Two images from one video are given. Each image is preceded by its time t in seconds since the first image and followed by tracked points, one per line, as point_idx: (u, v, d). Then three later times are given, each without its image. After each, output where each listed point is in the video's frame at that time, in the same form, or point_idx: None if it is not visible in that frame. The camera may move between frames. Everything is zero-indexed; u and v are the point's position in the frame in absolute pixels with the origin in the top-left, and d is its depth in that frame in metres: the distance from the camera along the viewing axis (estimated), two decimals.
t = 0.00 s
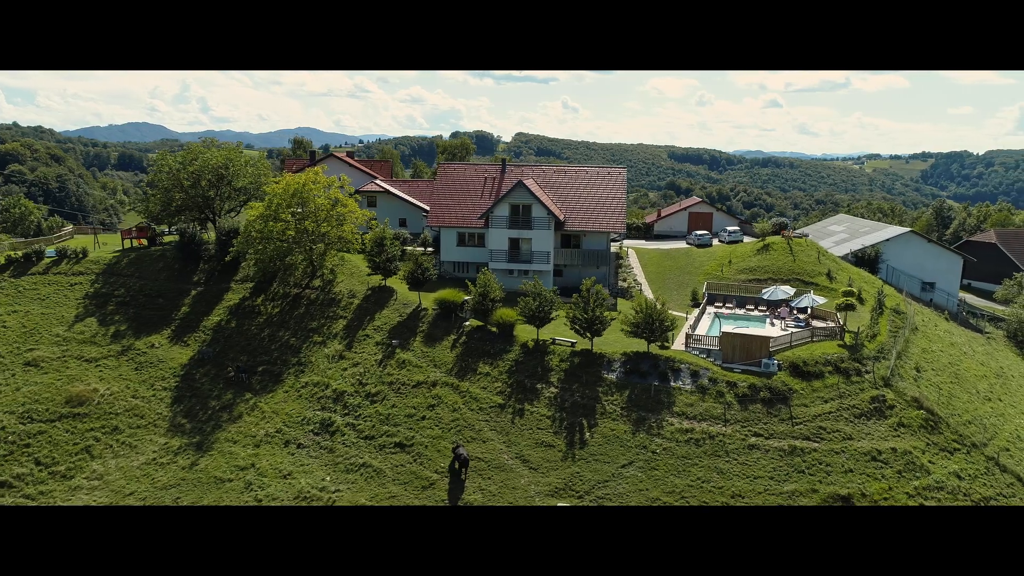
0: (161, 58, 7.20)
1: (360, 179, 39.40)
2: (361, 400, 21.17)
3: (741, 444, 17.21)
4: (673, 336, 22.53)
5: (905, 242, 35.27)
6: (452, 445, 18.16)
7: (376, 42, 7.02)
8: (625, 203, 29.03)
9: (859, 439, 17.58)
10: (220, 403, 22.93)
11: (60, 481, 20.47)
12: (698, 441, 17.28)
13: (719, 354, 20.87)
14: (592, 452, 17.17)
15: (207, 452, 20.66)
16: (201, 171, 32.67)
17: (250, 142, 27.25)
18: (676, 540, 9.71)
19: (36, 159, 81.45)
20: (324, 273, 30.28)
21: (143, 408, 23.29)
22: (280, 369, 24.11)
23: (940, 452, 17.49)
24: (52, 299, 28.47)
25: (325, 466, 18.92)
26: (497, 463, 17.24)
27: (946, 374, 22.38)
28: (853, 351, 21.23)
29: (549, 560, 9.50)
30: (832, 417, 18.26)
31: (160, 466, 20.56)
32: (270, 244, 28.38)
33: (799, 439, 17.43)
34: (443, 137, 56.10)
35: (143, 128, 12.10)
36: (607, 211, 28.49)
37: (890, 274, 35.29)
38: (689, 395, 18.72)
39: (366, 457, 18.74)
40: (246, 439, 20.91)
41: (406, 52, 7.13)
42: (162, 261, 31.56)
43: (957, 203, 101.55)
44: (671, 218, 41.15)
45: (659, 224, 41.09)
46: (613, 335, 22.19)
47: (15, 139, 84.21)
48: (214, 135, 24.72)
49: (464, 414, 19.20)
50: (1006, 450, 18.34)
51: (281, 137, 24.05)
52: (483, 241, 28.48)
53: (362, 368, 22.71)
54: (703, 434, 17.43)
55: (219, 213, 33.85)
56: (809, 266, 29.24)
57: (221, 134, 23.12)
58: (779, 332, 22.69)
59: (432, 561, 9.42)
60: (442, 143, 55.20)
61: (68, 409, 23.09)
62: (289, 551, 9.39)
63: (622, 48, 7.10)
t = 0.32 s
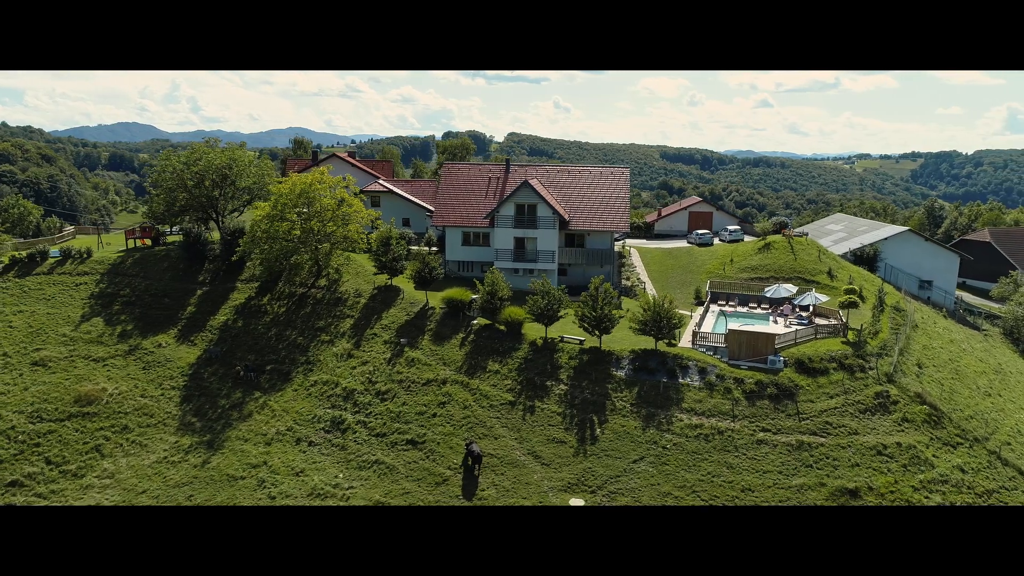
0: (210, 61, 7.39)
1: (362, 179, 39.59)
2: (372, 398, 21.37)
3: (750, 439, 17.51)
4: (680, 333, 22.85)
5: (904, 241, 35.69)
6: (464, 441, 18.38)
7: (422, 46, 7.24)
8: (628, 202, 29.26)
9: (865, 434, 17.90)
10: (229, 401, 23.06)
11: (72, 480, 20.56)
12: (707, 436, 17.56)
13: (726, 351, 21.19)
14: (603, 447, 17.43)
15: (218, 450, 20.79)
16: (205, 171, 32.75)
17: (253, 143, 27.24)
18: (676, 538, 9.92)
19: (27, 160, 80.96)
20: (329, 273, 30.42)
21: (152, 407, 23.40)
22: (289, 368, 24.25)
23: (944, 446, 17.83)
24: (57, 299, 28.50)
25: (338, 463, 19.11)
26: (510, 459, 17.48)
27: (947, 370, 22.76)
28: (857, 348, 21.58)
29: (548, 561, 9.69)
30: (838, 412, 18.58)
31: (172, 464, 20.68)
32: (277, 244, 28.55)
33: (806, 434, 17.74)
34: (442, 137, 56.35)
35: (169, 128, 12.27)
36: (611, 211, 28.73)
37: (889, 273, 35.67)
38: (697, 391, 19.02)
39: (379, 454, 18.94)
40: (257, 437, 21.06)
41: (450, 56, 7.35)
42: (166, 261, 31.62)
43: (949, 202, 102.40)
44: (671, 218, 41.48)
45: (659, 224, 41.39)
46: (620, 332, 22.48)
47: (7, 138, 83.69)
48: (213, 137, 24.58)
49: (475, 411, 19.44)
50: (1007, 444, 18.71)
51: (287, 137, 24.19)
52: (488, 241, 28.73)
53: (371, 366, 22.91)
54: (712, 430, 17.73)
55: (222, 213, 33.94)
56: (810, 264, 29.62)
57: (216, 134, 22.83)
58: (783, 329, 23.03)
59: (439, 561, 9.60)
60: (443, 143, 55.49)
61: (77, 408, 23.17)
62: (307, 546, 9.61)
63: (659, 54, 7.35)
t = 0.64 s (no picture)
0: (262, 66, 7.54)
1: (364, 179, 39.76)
2: (381, 396, 21.54)
3: (758, 434, 17.79)
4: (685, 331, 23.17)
5: (901, 240, 36.18)
6: (475, 438, 18.59)
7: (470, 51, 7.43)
8: (631, 203, 29.52)
9: (869, 429, 18.23)
10: (238, 400, 23.17)
11: (81, 479, 20.59)
12: (715, 432, 17.84)
13: (731, 349, 21.51)
14: (613, 443, 17.68)
15: (229, 448, 20.88)
16: (209, 171, 32.83)
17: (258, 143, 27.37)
18: (678, 523, 10.19)
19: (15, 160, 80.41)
20: (334, 272, 30.56)
21: (160, 406, 23.45)
22: (296, 367, 24.39)
23: (947, 440, 18.18)
24: (61, 299, 28.49)
25: (349, 460, 19.27)
26: (521, 455, 17.70)
27: (946, 366, 23.16)
28: (859, 344, 21.93)
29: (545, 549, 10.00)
30: (843, 408, 18.91)
31: (182, 462, 20.75)
32: (282, 243, 28.68)
33: (812, 430, 18.04)
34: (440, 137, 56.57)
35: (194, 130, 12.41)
36: (614, 211, 28.97)
37: (887, 272, 36.14)
38: (704, 388, 19.32)
39: (390, 451, 19.11)
40: (267, 435, 21.18)
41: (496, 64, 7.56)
42: (170, 261, 31.66)
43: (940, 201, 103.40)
44: (670, 217, 41.83)
45: (659, 223, 41.74)
46: (627, 330, 22.76)
47: None
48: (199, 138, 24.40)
49: (486, 408, 19.65)
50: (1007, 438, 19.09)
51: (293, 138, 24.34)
52: (492, 240, 28.97)
53: (380, 364, 23.09)
54: (720, 425, 18.02)
55: (225, 213, 34.02)
56: (810, 263, 29.99)
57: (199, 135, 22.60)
58: (786, 327, 23.35)
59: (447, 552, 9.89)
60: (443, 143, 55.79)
61: (85, 408, 23.21)
62: (298, 522, 9.95)
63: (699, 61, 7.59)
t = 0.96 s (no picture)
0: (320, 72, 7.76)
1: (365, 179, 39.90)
2: (389, 394, 21.73)
3: (763, 430, 18.11)
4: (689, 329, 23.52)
5: (896, 239, 36.74)
6: (485, 435, 18.83)
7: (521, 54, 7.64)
8: (632, 202, 29.81)
9: (871, 424, 18.59)
10: (245, 399, 23.27)
11: (90, 478, 20.63)
12: (722, 427, 18.17)
13: (735, 346, 21.88)
14: (622, 439, 17.97)
15: (238, 447, 20.98)
16: (211, 170, 32.88)
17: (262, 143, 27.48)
18: (679, 517, 10.44)
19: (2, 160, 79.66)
20: (338, 271, 30.70)
21: (167, 406, 23.49)
22: (303, 366, 24.53)
23: (947, 435, 18.57)
24: (64, 299, 28.47)
25: (360, 457, 19.44)
26: (531, 451, 17.95)
27: (945, 363, 23.60)
28: (860, 341, 22.32)
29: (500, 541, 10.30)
30: (845, 404, 19.27)
31: (191, 461, 20.82)
32: (286, 243, 28.79)
33: (816, 425, 18.38)
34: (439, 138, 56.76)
35: (217, 130, 12.54)
36: (615, 211, 29.26)
37: (882, 270, 36.69)
38: (710, 384, 19.66)
39: (400, 448, 19.30)
40: (275, 433, 21.30)
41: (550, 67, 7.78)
42: (173, 260, 31.69)
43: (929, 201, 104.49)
44: (668, 217, 42.21)
45: (657, 223, 42.13)
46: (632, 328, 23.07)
47: None
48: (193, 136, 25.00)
49: (494, 406, 19.90)
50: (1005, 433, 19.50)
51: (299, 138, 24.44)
52: (495, 240, 29.23)
53: (386, 363, 23.28)
54: (726, 421, 18.34)
55: (227, 212, 34.08)
56: (809, 261, 30.41)
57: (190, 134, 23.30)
58: (788, 324, 23.73)
59: (408, 547, 10.05)
60: (443, 143, 55.96)
61: (92, 407, 23.24)
62: (316, 521, 10.20)
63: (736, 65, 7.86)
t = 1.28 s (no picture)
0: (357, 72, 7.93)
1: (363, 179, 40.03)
2: (395, 392, 21.90)
3: (767, 425, 18.47)
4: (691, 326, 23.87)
5: (888, 238, 37.41)
6: (493, 432, 19.07)
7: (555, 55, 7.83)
8: (631, 202, 30.10)
9: (872, 419, 18.98)
10: (250, 398, 23.35)
11: (96, 478, 20.60)
12: (726, 423, 18.51)
13: (737, 343, 22.26)
14: (628, 434, 18.27)
15: (245, 446, 21.05)
16: (211, 170, 32.90)
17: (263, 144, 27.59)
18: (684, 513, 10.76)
19: None
20: (339, 271, 30.81)
21: (172, 405, 23.50)
22: (307, 365, 24.64)
23: (945, 428, 19.00)
24: (65, 299, 28.39)
25: (368, 455, 19.60)
26: (540, 447, 18.20)
27: (940, 359, 24.09)
28: (859, 338, 22.75)
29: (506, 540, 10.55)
30: (846, 399, 19.66)
31: (199, 460, 20.85)
32: (288, 243, 28.89)
33: (818, 420, 18.75)
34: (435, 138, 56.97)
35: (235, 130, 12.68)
36: (615, 210, 29.55)
37: (875, 269, 37.27)
38: (714, 380, 20.01)
39: (408, 446, 19.47)
40: (283, 432, 21.40)
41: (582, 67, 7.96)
42: (173, 260, 31.71)
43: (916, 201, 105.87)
44: (664, 216, 42.65)
45: (654, 222, 42.56)
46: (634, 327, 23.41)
47: None
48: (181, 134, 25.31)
49: (501, 403, 20.13)
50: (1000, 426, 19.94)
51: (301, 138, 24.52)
52: (496, 239, 29.48)
53: (392, 361, 23.45)
54: (731, 417, 18.68)
55: (226, 212, 34.10)
56: (805, 260, 30.87)
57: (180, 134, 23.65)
58: (787, 321, 24.13)
59: (418, 546, 10.30)
60: (440, 143, 56.15)
61: (96, 407, 23.21)
62: (333, 521, 10.45)
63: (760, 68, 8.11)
